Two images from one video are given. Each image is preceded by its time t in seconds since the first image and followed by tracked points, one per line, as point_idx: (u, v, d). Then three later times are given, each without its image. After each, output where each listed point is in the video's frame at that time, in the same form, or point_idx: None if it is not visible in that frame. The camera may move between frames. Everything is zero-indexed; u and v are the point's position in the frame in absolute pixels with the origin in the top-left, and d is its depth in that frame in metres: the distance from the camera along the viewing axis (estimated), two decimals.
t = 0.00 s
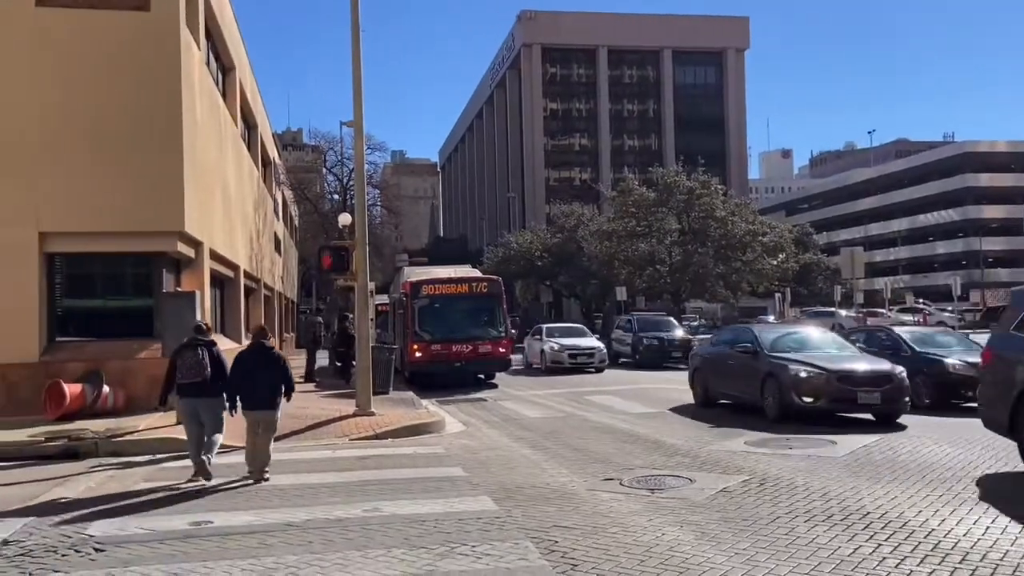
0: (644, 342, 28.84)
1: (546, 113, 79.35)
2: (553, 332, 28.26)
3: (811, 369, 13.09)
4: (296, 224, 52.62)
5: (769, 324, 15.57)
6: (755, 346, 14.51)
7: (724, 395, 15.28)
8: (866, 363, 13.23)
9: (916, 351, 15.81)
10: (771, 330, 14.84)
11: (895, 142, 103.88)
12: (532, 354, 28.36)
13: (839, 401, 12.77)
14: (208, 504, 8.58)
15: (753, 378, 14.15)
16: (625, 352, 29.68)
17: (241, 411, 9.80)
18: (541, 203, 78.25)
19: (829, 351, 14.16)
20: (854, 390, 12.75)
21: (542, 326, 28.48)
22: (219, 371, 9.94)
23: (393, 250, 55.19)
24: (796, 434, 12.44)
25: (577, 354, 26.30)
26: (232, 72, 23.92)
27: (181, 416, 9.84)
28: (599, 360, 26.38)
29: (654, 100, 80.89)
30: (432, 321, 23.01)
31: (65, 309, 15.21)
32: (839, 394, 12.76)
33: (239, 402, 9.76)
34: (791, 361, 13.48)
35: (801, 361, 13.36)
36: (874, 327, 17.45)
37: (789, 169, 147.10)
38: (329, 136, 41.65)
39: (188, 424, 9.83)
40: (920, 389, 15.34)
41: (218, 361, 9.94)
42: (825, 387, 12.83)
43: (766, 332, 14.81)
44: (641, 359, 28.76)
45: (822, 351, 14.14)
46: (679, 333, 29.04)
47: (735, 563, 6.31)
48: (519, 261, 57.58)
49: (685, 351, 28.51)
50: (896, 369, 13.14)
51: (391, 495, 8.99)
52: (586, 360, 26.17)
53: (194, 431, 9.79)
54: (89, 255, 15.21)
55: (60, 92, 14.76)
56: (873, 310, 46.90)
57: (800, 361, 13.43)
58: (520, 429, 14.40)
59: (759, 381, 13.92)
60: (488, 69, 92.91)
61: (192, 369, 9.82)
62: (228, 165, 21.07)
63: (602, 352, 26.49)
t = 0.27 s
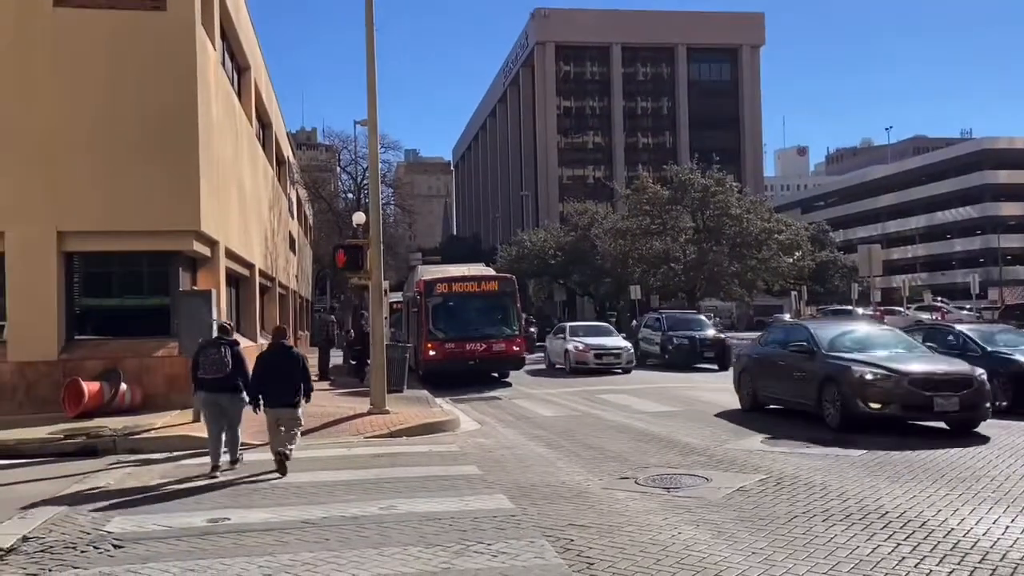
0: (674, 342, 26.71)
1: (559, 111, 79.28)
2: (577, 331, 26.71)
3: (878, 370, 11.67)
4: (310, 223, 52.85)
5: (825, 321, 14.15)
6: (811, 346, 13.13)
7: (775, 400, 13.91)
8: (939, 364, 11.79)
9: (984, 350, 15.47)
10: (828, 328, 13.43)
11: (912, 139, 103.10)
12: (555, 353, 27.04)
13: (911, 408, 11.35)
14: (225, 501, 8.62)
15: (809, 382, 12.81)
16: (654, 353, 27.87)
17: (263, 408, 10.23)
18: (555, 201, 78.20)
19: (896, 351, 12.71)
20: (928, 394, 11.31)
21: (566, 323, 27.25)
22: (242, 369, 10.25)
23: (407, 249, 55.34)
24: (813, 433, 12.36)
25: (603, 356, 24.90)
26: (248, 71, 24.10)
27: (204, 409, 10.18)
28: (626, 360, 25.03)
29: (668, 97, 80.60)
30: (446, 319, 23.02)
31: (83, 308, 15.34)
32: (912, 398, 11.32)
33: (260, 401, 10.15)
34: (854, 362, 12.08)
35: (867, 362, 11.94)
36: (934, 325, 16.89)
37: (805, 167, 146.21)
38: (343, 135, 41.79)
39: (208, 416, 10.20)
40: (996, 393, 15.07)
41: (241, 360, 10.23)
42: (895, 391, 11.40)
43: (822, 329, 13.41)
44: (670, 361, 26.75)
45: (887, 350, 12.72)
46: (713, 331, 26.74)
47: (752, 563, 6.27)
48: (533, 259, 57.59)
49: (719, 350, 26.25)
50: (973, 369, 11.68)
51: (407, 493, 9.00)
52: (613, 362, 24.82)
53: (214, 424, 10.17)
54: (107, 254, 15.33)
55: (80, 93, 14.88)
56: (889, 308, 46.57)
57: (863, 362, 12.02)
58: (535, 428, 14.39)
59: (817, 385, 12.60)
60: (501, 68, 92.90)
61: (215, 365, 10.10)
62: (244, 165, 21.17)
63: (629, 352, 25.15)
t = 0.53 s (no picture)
0: (700, 342, 25.45)
1: (569, 109, 79.15)
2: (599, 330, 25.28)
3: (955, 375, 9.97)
4: (320, 221, 52.92)
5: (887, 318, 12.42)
6: (871, 345, 11.42)
7: (831, 407, 12.23)
8: None
9: None
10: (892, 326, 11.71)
11: (924, 136, 102.49)
12: (577, 352, 25.62)
13: (998, 420, 9.63)
14: (235, 500, 8.63)
15: (872, 388, 11.13)
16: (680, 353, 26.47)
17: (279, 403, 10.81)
18: (564, 199, 78.09)
19: (971, 352, 10.98)
20: (1016, 404, 9.60)
21: (586, 321, 25.85)
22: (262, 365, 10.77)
23: (416, 247, 55.39)
24: (825, 432, 12.27)
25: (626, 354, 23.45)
26: (257, 70, 24.11)
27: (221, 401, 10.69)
28: (651, 360, 23.60)
29: (678, 95, 80.35)
30: (455, 317, 23.02)
31: (94, 306, 15.43)
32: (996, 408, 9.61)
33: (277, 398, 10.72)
34: (925, 365, 10.36)
35: (942, 364, 10.25)
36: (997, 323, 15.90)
37: (815, 164, 145.54)
38: (353, 133, 41.81)
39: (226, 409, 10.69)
40: None
41: (261, 358, 10.74)
42: (976, 399, 9.69)
43: (885, 327, 11.72)
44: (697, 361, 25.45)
45: (961, 351, 11.00)
46: (741, 330, 25.44)
47: (763, 562, 6.24)
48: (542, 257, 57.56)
49: (748, 350, 24.99)
50: None
51: (418, 491, 9.00)
52: (637, 362, 23.36)
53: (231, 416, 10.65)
54: (115, 253, 15.37)
55: (88, 93, 14.93)
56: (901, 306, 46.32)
57: (937, 365, 10.30)
58: (545, 426, 14.37)
59: (882, 390, 10.91)
60: (511, 66, 92.82)
61: (237, 362, 10.63)
62: (254, 165, 21.21)
63: (654, 351, 23.73)
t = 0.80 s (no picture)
0: (720, 341, 24.37)
1: (574, 108, 79.12)
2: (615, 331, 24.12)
3: None
4: (326, 219, 53.00)
5: (950, 316, 11.09)
6: (935, 347, 10.10)
7: (889, 417, 10.97)
8: None
9: None
10: (958, 326, 10.38)
11: (931, 134, 102.15)
12: (592, 352, 24.36)
13: None
14: (241, 498, 8.64)
15: (939, 397, 9.78)
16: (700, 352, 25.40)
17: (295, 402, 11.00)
18: (569, 198, 78.06)
19: None
20: None
21: (601, 320, 24.46)
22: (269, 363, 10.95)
23: (422, 246, 55.44)
24: (831, 431, 12.21)
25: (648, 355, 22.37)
26: (263, 69, 24.11)
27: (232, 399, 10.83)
28: (672, 361, 22.44)
29: (684, 93, 80.22)
30: (460, 315, 23.02)
31: (100, 305, 15.46)
32: None
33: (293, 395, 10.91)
34: (1003, 371, 9.00)
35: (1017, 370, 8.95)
36: None
37: (821, 162, 145.24)
38: (358, 132, 41.89)
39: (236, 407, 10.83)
40: None
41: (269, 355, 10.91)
42: None
43: (950, 327, 10.42)
44: (718, 361, 24.33)
45: None
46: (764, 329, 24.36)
47: (769, 561, 6.21)
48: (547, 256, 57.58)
49: (771, 351, 23.92)
50: None
51: (424, 489, 8.98)
52: (658, 364, 22.26)
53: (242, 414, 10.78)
54: (119, 252, 15.41)
55: (93, 92, 14.97)
56: (906, 305, 46.21)
57: (1017, 372, 8.94)
58: (550, 425, 14.34)
59: (949, 401, 9.60)
60: (516, 64, 92.78)
61: (247, 359, 10.81)
62: (259, 164, 21.22)
63: (675, 351, 22.54)
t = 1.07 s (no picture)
0: (744, 341, 23.28)
1: (579, 106, 79.05)
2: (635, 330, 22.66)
3: None
4: (331, 218, 53.06)
5: None
6: None
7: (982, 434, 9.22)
8: None
9: None
10: None
11: (937, 131, 101.82)
12: (610, 352, 23.02)
13: None
14: (246, 496, 8.65)
15: None
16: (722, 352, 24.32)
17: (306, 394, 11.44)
18: (574, 196, 78.00)
19: None
20: None
21: (622, 318, 23.12)
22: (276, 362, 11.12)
23: (427, 244, 55.50)
24: (837, 430, 12.17)
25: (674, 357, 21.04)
26: (267, 68, 24.10)
27: (241, 394, 11.15)
28: (697, 363, 21.12)
29: (688, 91, 80.06)
30: (465, 314, 23.02)
31: (106, 303, 15.48)
32: None
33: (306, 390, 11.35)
34: None
35: None
36: None
37: (826, 160, 144.92)
38: (363, 130, 41.98)
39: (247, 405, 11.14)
40: None
41: (273, 350, 11.13)
42: None
43: None
44: (742, 362, 23.28)
45: None
46: (789, 329, 23.27)
47: (775, 560, 6.19)
48: (552, 254, 57.68)
49: (798, 351, 22.88)
50: None
51: (429, 488, 8.97)
52: (682, 365, 20.98)
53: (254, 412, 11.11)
54: (126, 250, 15.42)
55: (98, 91, 14.98)
56: (912, 302, 46.05)
57: None
58: (555, 423, 14.34)
59: None
60: (521, 62, 92.73)
61: (252, 355, 11.04)
62: (264, 162, 21.21)
63: (701, 352, 21.20)
